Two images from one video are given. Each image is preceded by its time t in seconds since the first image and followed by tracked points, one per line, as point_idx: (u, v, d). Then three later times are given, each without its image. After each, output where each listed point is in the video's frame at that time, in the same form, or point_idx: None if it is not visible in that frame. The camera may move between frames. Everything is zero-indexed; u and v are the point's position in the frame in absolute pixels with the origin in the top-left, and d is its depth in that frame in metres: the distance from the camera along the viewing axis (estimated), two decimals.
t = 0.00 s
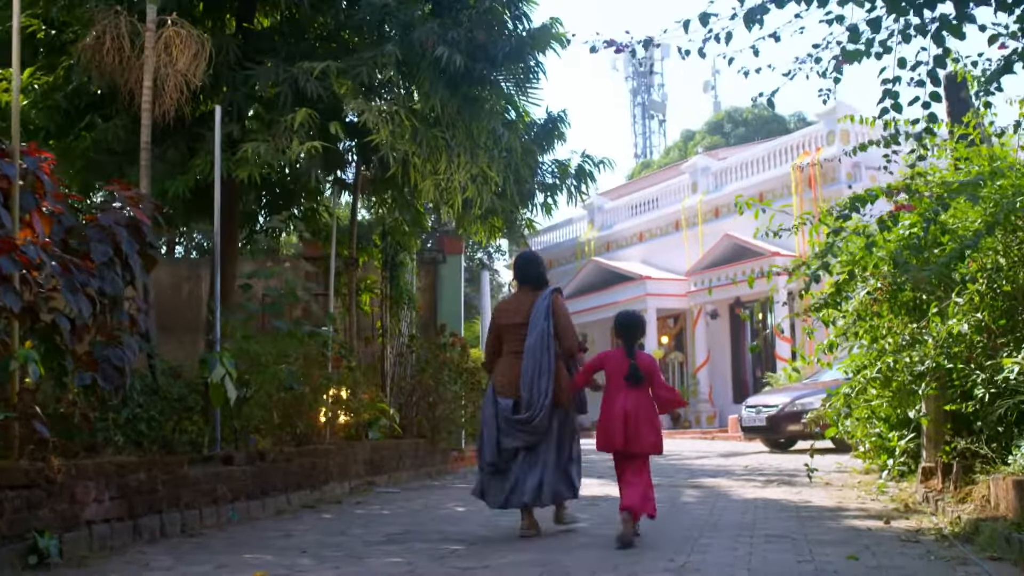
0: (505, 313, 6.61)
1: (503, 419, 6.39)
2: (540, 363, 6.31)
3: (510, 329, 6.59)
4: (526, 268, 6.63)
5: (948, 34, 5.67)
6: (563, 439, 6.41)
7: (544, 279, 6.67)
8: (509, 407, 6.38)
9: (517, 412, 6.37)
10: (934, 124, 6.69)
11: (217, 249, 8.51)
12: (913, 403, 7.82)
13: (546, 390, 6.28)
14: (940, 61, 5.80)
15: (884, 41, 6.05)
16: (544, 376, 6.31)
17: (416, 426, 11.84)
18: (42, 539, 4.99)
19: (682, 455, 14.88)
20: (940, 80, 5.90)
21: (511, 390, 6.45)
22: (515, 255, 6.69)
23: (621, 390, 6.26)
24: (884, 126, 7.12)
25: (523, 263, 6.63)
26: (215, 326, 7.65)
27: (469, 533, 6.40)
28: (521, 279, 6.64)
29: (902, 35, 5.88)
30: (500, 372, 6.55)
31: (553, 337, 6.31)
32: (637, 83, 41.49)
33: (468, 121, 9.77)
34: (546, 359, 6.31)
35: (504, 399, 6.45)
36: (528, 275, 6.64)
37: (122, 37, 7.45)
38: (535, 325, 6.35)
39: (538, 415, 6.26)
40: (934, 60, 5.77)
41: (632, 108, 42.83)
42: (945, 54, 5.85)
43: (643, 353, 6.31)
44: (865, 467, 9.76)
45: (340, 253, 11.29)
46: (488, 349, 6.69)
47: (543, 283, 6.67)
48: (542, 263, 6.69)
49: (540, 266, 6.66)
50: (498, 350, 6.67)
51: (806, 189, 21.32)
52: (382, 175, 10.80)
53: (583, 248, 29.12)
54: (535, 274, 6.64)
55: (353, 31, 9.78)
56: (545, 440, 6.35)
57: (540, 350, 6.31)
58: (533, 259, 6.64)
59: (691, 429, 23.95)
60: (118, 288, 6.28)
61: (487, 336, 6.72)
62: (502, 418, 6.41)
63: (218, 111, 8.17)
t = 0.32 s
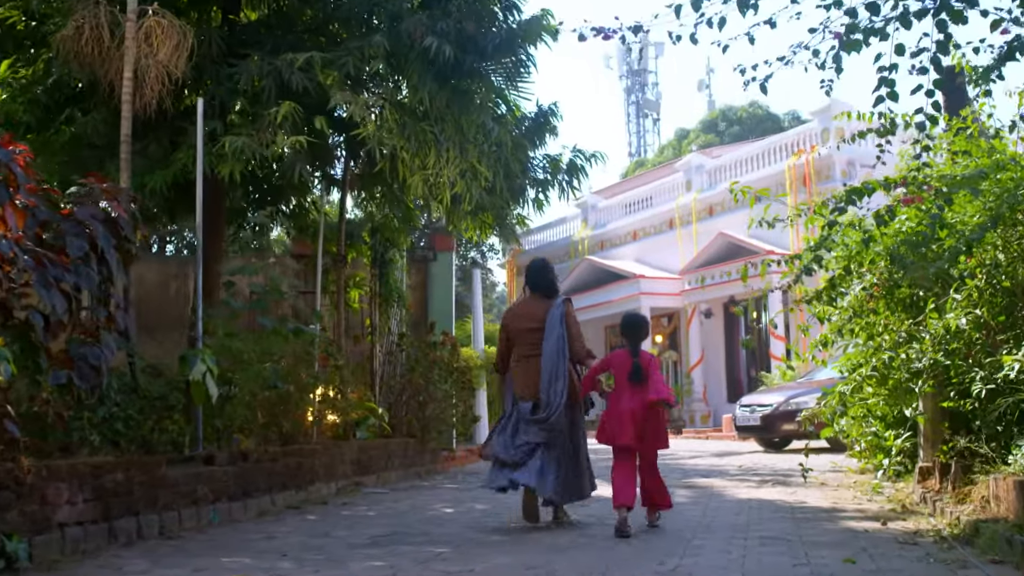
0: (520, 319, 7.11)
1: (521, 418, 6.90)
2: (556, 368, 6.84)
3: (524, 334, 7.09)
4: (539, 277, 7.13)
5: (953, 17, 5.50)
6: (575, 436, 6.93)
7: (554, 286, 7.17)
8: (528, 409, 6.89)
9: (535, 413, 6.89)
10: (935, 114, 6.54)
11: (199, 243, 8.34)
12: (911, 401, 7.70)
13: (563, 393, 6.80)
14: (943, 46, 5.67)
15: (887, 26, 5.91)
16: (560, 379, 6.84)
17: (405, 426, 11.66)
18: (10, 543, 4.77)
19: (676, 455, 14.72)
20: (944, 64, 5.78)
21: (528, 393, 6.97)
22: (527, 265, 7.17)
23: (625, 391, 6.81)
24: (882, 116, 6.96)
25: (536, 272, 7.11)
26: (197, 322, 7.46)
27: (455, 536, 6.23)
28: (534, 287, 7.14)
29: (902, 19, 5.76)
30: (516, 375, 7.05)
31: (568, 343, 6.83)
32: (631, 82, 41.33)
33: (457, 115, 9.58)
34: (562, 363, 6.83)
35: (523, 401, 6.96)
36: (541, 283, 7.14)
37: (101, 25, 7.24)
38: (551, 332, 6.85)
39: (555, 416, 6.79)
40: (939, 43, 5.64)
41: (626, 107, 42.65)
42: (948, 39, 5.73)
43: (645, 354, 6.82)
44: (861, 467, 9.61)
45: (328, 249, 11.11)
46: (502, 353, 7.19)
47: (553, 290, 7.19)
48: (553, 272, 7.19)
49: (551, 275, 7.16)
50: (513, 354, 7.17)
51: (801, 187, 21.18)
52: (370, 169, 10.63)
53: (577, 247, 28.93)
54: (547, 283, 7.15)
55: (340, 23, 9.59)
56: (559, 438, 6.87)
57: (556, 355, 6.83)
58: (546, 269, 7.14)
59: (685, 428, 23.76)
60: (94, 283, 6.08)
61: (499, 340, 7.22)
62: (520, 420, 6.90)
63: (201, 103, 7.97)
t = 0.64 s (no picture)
0: (519, 329, 7.34)
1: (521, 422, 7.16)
2: (553, 374, 7.09)
3: (523, 344, 7.33)
4: (535, 289, 7.36)
5: (954, 7, 5.35)
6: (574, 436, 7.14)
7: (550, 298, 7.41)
8: (525, 413, 7.15)
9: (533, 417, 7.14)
10: (931, 108, 6.40)
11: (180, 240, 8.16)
12: (906, 402, 7.56)
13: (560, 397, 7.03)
14: (943, 38, 5.53)
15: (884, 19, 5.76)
16: (557, 384, 7.08)
17: (394, 427, 11.48)
18: None
19: (669, 456, 14.54)
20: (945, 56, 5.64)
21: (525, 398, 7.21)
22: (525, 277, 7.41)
23: (625, 390, 7.00)
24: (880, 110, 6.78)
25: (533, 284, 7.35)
26: (178, 320, 7.28)
27: (439, 540, 6.06)
28: (530, 298, 7.37)
29: (899, 11, 5.62)
30: (514, 382, 7.29)
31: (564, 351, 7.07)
32: (625, 82, 41.18)
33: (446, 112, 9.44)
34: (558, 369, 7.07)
35: (520, 405, 7.21)
36: (537, 294, 7.37)
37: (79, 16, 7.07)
38: (549, 340, 7.10)
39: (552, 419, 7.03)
40: (938, 35, 5.49)
41: (620, 107, 42.48)
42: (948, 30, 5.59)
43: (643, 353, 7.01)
44: (857, 469, 9.46)
45: (315, 248, 10.93)
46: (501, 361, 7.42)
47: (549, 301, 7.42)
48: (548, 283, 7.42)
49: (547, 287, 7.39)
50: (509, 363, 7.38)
51: (795, 188, 21.06)
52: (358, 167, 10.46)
53: (570, 248, 28.77)
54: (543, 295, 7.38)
55: (328, 15, 9.42)
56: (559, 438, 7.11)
57: (553, 361, 7.08)
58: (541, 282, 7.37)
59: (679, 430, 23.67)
60: (68, 281, 5.89)
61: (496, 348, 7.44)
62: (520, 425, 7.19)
63: (183, 96, 7.78)
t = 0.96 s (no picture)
0: (522, 331, 7.63)
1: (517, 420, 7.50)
2: (549, 377, 7.43)
3: (526, 345, 7.62)
4: (539, 292, 7.68)
5: None
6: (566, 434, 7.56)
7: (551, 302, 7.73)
8: (524, 411, 7.47)
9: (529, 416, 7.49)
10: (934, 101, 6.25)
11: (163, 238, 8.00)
12: (904, 403, 7.39)
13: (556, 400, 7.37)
14: (949, 26, 5.36)
15: (886, 10, 5.60)
16: (553, 387, 7.42)
17: (385, 429, 11.30)
18: None
19: (664, 459, 14.37)
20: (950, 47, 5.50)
21: (524, 398, 7.54)
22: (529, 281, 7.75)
23: (611, 384, 7.51)
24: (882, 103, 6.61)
25: (535, 290, 7.68)
26: (160, 318, 7.12)
27: (426, 545, 5.89)
28: (534, 302, 7.70)
29: None
30: (515, 382, 7.60)
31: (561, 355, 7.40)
32: (620, 84, 41.05)
33: (435, 109, 9.29)
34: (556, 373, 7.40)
35: (518, 402, 7.52)
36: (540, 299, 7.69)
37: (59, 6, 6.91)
38: (547, 343, 7.44)
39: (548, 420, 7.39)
40: (944, 24, 5.34)
41: (614, 108, 42.34)
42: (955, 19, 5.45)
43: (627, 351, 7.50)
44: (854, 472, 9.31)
45: (305, 247, 10.77)
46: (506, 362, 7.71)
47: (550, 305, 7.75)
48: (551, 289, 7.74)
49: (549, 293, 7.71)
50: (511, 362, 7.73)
51: (791, 190, 20.98)
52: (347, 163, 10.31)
53: (565, 249, 28.60)
54: (544, 299, 7.70)
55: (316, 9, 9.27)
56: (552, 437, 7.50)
57: (550, 365, 7.42)
58: (544, 288, 7.68)
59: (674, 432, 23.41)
60: (46, 277, 5.72)
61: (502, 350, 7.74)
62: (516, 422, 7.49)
63: (166, 90, 7.61)
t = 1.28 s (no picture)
0: (534, 333, 7.95)
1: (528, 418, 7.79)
2: (559, 375, 7.70)
3: (537, 346, 7.92)
4: (554, 296, 7.98)
5: None
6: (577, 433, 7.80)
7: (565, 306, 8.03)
8: (535, 409, 7.75)
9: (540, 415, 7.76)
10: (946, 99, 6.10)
11: (148, 238, 7.85)
12: (905, 406, 7.24)
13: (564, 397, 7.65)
14: (966, 16, 5.20)
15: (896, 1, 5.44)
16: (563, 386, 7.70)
17: (377, 432, 11.13)
18: None
19: (660, 463, 14.21)
20: (966, 40, 5.34)
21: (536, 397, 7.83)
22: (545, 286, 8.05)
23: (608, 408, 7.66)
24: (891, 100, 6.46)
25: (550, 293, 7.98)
26: (144, 318, 6.95)
27: (414, 551, 5.72)
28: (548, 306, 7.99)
29: None
30: (526, 381, 7.90)
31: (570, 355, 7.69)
32: (617, 86, 40.92)
33: (428, 108, 9.16)
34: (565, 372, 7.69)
35: (530, 401, 7.81)
36: (554, 303, 7.99)
37: None
38: (558, 344, 7.73)
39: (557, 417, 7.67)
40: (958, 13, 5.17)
41: (612, 111, 42.22)
42: (969, 9, 5.30)
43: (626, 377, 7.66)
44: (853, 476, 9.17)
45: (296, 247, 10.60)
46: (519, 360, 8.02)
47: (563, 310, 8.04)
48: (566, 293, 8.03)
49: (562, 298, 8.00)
50: (524, 362, 8.01)
51: (788, 191, 20.74)
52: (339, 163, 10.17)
53: (562, 251, 28.45)
54: (557, 304, 7.99)
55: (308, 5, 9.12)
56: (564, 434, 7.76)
57: (559, 364, 7.70)
58: (559, 292, 7.98)
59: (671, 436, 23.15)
60: (28, 276, 5.54)
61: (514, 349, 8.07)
62: (526, 419, 7.78)
63: (151, 85, 7.44)
